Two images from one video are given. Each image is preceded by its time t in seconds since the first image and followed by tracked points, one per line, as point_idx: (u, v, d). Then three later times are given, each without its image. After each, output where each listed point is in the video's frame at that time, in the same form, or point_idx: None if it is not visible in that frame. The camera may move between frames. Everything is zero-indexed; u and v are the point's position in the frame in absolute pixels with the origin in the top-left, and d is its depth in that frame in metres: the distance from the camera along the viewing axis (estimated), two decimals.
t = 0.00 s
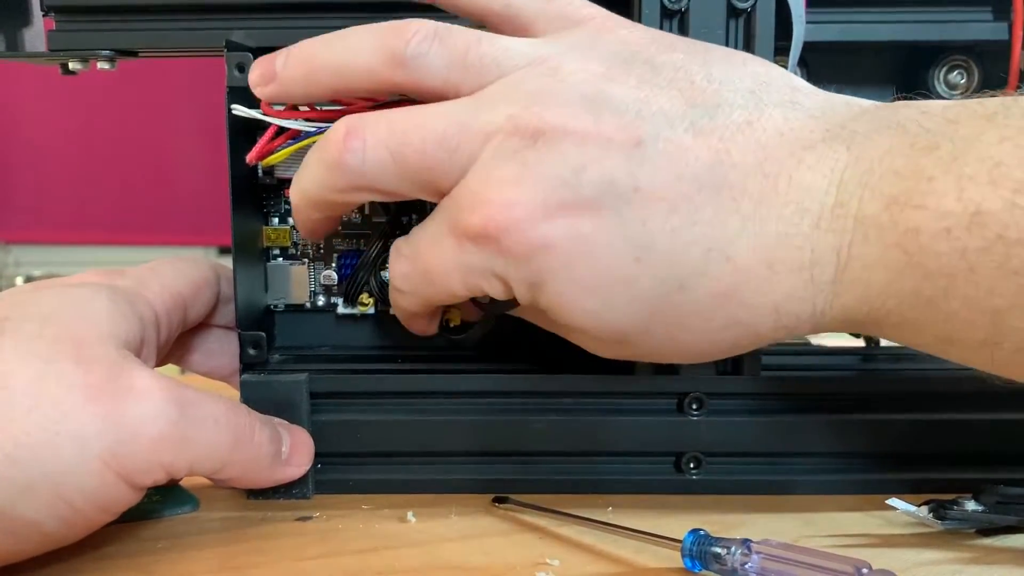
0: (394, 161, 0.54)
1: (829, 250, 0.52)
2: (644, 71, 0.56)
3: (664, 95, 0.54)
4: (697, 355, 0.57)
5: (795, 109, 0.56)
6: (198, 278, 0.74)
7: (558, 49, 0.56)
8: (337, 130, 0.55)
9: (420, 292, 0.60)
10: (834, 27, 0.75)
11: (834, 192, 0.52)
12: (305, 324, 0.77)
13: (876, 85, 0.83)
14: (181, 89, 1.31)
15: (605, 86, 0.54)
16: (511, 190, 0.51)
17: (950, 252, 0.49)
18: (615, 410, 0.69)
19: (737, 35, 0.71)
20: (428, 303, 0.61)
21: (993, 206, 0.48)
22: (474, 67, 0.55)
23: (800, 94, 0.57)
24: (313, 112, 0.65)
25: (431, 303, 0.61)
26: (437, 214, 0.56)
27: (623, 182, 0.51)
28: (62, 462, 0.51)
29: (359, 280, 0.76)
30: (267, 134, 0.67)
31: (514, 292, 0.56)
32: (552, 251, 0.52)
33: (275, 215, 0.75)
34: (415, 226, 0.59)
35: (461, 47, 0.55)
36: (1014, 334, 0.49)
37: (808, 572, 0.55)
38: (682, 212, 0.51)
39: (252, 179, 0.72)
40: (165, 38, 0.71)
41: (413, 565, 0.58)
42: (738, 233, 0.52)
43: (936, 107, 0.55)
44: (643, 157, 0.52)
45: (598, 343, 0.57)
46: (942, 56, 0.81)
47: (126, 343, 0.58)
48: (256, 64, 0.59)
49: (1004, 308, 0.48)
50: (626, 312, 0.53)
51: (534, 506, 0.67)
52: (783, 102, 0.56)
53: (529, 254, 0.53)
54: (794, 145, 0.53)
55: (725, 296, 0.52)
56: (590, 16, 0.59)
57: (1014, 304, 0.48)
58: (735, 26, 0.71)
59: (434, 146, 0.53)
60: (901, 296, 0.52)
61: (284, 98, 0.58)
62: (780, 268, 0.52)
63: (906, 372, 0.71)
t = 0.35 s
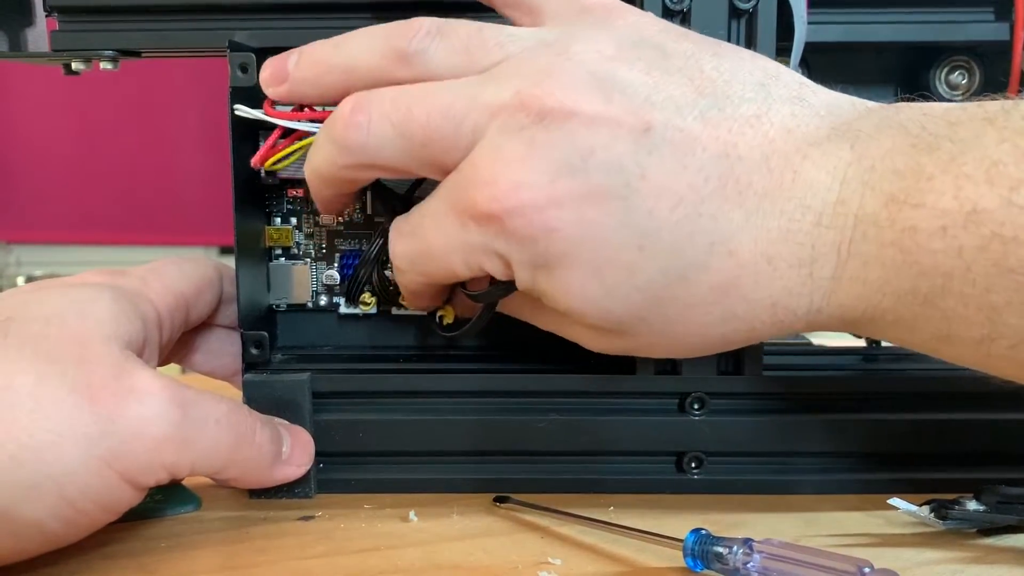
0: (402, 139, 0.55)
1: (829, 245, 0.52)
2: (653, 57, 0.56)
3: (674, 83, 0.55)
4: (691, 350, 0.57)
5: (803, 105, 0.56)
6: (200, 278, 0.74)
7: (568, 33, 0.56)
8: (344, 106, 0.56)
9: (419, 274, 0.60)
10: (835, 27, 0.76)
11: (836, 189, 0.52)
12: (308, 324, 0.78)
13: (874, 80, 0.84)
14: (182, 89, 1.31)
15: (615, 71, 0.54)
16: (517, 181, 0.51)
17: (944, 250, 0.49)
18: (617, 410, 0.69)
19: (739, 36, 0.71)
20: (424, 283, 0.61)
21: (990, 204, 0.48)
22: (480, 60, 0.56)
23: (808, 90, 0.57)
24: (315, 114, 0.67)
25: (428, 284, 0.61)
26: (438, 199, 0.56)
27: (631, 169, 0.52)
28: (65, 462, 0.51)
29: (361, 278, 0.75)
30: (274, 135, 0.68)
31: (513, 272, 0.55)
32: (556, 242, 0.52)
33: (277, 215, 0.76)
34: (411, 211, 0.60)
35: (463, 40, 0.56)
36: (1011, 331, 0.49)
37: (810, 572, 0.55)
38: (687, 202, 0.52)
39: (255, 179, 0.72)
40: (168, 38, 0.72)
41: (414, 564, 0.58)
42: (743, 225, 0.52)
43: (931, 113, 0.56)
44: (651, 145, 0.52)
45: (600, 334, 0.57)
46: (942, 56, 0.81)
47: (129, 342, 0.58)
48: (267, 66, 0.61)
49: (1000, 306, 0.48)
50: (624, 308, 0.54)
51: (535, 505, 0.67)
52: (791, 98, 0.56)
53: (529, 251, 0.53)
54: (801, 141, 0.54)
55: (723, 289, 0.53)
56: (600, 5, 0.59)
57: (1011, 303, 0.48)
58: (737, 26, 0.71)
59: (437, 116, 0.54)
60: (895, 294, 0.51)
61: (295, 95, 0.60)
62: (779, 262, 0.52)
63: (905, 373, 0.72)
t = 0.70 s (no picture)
0: (420, 119, 0.56)
1: (853, 213, 0.52)
2: (671, 34, 0.56)
3: (692, 58, 0.55)
4: (706, 325, 0.57)
5: (823, 83, 0.56)
6: (199, 279, 0.74)
7: (588, 10, 0.57)
8: (363, 92, 0.57)
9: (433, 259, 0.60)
10: (835, 27, 0.75)
11: (860, 157, 0.52)
12: (308, 324, 0.78)
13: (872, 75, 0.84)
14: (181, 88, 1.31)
15: (634, 45, 0.54)
16: (538, 150, 0.51)
17: (974, 219, 0.49)
18: (617, 410, 0.69)
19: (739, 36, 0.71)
20: (438, 273, 0.61)
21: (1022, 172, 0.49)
22: (499, 26, 0.58)
23: (827, 71, 0.57)
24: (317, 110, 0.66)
25: (441, 271, 0.61)
26: (454, 170, 0.56)
27: (651, 135, 0.51)
28: (62, 462, 0.51)
29: (362, 279, 0.73)
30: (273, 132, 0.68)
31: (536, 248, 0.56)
32: (574, 207, 0.52)
33: (277, 215, 0.76)
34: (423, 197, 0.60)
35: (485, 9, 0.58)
36: None
37: (809, 572, 0.55)
38: (706, 168, 0.51)
39: (255, 179, 0.72)
40: (167, 38, 0.71)
41: (414, 565, 0.58)
42: (763, 191, 0.52)
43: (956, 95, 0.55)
44: (670, 112, 0.52)
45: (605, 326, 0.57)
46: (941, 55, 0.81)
47: (125, 343, 0.58)
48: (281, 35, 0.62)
49: None
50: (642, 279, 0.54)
51: (533, 506, 0.67)
52: (812, 76, 0.56)
53: (551, 227, 0.53)
54: (822, 113, 0.53)
55: (743, 257, 0.53)
56: None
57: None
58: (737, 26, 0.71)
59: (456, 96, 0.54)
60: (924, 265, 0.52)
61: (310, 61, 0.61)
62: (802, 230, 0.52)
63: (905, 373, 0.71)
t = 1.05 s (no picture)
0: (447, 120, 0.56)
1: (880, 227, 0.52)
2: (703, 43, 0.56)
3: (722, 68, 0.54)
4: (721, 336, 0.57)
5: (851, 96, 0.55)
6: (199, 280, 0.74)
7: (618, 17, 0.56)
8: (391, 91, 0.58)
9: (460, 263, 0.60)
10: (836, 27, 0.75)
11: (885, 173, 0.52)
12: (308, 324, 0.78)
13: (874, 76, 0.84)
14: (180, 90, 1.31)
15: (664, 54, 0.54)
16: (568, 158, 0.51)
17: (998, 235, 0.49)
18: (617, 410, 0.69)
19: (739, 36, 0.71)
20: (464, 284, 0.62)
21: None
22: (531, 26, 0.58)
23: (854, 84, 0.57)
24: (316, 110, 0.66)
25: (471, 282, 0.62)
26: (485, 180, 0.56)
27: (679, 147, 0.51)
28: (60, 463, 0.51)
29: (360, 278, 0.74)
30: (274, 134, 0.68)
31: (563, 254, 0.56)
32: (604, 215, 0.51)
33: (277, 215, 0.76)
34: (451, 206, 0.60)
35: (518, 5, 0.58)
36: None
37: (809, 572, 0.54)
38: (734, 181, 0.51)
39: (255, 179, 0.72)
40: (168, 38, 0.71)
41: (414, 565, 0.58)
42: (789, 206, 0.52)
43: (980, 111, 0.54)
44: (699, 124, 0.52)
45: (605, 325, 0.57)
46: (942, 57, 0.81)
47: (124, 343, 0.58)
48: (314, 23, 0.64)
49: None
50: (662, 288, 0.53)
51: (533, 506, 0.67)
52: (840, 90, 0.55)
53: (580, 232, 0.53)
54: (849, 128, 0.53)
55: (767, 270, 0.52)
56: None
57: None
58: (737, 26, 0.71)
59: (485, 99, 0.55)
60: (946, 281, 0.51)
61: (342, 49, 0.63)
62: (826, 247, 0.52)
63: (910, 372, 0.71)
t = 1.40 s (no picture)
0: (409, 122, 0.58)
1: (841, 223, 0.51)
2: (666, 46, 0.57)
3: (683, 70, 0.55)
4: (697, 335, 0.56)
5: (818, 93, 0.55)
6: (199, 280, 0.74)
7: (583, 21, 0.57)
8: (356, 91, 0.59)
9: (429, 268, 0.61)
10: (836, 27, 0.75)
11: (848, 168, 0.51)
12: (309, 324, 0.78)
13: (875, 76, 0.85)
14: (179, 89, 1.31)
15: (624, 57, 0.55)
16: (521, 160, 0.52)
17: (964, 232, 0.49)
18: (618, 410, 0.69)
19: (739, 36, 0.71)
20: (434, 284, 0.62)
21: (1015, 184, 0.48)
22: (497, 27, 0.58)
23: (822, 81, 0.57)
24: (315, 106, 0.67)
25: (441, 282, 0.62)
26: (449, 179, 0.57)
27: (634, 147, 0.52)
28: (59, 463, 0.51)
29: (361, 279, 0.73)
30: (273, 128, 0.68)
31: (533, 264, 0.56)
32: (559, 216, 0.52)
33: (277, 215, 0.76)
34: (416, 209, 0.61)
35: (486, 5, 0.59)
36: None
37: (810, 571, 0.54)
38: (689, 179, 0.51)
39: (255, 179, 0.72)
40: (167, 38, 0.71)
41: (414, 565, 0.58)
42: (747, 204, 0.51)
43: (947, 103, 0.54)
44: (654, 125, 0.52)
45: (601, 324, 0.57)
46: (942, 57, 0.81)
47: (124, 343, 0.58)
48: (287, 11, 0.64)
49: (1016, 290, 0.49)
50: (630, 286, 0.53)
51: (533, 506, 0.67)
52: (807, 87, 0.56)
53: (539, 236, 0.54)
54: (811, 124, 0.53)
55: (726, 268, 0.52)
56: None
57: None
58: (737, 26, 0.71)
59: (447, 102, 0.56)
60: (913, 277, 0.51)
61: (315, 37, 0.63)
62: (784, 243, 0.52)
63: (907, 373, 0.71)
